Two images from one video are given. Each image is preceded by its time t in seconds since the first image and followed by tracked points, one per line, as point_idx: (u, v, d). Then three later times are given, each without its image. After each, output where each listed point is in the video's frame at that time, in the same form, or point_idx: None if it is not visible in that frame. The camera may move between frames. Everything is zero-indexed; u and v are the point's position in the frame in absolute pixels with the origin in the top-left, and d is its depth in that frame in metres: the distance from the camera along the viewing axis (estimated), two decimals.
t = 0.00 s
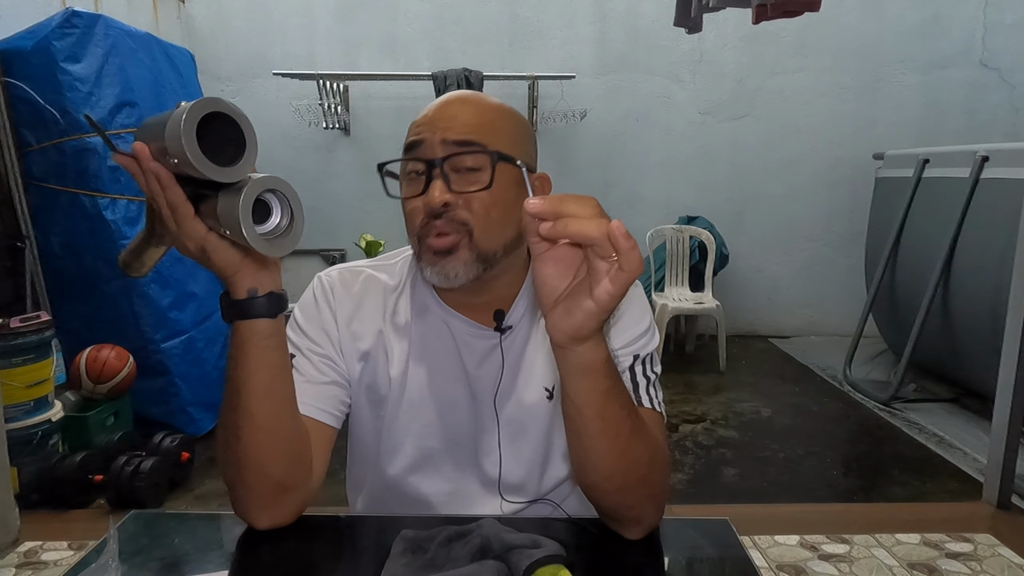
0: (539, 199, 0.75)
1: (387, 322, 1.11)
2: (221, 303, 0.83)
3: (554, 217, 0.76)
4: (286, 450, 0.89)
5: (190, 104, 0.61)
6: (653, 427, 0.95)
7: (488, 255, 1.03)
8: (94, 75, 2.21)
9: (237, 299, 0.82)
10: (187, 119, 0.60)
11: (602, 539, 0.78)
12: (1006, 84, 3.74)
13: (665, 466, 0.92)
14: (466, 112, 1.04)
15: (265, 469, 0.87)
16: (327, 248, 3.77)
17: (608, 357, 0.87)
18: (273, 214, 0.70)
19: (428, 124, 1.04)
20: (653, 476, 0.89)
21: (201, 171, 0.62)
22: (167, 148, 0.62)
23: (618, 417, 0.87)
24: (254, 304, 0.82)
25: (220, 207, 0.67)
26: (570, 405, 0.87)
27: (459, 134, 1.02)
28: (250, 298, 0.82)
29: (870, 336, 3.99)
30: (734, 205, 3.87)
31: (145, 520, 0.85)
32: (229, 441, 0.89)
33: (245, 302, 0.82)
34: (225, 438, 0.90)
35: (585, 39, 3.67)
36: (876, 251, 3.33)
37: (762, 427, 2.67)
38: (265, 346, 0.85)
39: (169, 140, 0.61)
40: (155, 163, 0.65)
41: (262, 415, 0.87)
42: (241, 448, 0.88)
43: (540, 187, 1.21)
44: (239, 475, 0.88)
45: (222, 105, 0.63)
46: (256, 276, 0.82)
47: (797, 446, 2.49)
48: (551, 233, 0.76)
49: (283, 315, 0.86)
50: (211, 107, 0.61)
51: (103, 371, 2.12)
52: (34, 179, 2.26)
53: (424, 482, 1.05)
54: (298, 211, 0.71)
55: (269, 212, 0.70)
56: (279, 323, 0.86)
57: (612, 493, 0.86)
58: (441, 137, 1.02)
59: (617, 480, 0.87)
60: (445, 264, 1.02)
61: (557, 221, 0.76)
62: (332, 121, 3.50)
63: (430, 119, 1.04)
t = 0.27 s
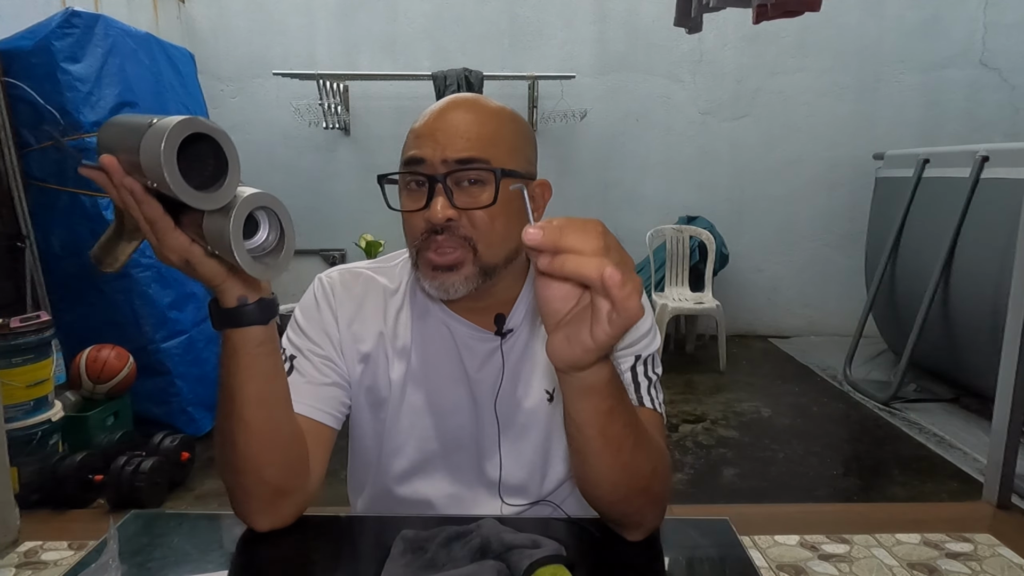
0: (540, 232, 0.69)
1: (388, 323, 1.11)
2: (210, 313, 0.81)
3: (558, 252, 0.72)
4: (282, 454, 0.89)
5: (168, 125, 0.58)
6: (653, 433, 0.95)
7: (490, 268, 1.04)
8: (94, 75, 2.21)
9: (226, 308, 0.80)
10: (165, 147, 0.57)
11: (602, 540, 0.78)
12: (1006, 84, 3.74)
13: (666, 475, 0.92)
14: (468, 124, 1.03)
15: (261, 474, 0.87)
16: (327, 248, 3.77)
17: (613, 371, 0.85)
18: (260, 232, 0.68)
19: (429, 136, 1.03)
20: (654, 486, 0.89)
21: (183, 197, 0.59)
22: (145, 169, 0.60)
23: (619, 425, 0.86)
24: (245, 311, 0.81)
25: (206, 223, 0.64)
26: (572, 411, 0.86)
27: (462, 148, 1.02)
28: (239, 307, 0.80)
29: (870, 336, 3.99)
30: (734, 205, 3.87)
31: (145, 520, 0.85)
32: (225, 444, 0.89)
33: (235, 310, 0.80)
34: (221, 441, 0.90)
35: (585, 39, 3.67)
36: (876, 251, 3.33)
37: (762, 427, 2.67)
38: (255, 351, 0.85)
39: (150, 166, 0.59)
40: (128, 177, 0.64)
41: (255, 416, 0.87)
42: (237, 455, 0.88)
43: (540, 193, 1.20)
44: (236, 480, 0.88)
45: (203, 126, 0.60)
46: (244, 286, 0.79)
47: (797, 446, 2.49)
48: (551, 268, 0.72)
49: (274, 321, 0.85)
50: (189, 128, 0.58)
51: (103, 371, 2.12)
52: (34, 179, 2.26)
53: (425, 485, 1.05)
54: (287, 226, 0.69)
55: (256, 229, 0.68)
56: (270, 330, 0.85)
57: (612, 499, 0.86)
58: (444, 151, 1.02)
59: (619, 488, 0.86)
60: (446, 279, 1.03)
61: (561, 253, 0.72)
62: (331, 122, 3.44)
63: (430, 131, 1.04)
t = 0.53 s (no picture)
0: (533, 232, 0.69)
1: (387, 324, 1.11)
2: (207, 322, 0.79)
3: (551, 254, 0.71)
4: (281, 460, 0.89)
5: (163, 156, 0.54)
6: (655, 435, 0.94)
7: (499, 268, 1.05)
8: (94, 75, 2.21)
9: (222, 318, 0.78)
10: (160, 185, 0.53)
11: (602, 539, 0.78)
12: (1006, 84, 3.74)
13: (667, 476, 0.91)
14: (480, 122, 1.04)
15: (258, 479, 0.87)
16: (327, 248, 3.77)
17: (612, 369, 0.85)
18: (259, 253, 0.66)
19: (441, 134, 1.03)
20: (656, 489, 0.88)
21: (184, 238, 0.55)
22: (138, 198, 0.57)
23: (620, 425, 0.86)
24: (239, 322, 0.79)
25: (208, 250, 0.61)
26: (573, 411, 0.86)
27: (475, 147, 1.02)
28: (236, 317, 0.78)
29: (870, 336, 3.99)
30: (734, 205, 3.87)
31: (144, 520, 0.85)
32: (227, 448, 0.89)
33: (230, 320, 0.79)
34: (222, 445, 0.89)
35: (585, 39, 3.67)
36: (876, 251, 3.33)
37: (762, 427, 2.67)
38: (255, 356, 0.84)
39: (147, 202, 0.55)
40: (112, 195, 0.63)
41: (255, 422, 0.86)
42: (236, 460, 0.87)
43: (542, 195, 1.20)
44: (234, 485, 0.87)
45: (200, 156, 0.55)
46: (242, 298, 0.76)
47: (797, 446, 2.49)
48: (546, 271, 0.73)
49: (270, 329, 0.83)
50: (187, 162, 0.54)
51: (103, 371, 2.12)
52: (34, 179, 2.26)
53: (424, 485, 1.05)
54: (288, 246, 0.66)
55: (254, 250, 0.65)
56: (269, 339, 0.84)
57: (613, 501, 0.86)
58: (457, 149, 1.02)
59: (619, 489, 0.86)
60: (457, 277, 1.03)
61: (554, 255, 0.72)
62: (332, 121, 3.49)
63: (442, 128, 1.03)
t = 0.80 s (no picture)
0: (504, 248, 0.69)
1: (388, 323, 1.11)
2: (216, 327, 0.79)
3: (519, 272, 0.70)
4: (285, 463, 0.88)
5: (185, 176, 0.54)
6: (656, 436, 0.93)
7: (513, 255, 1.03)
8: (94, 75, 2.21)
9: (232, 324, 0.78)
10: (185, 207, 0.53)
11: (602, 539, 0.78)
12: (1006, 84, 3.74)
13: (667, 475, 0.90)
14: (497, 112, 1.05)
15: (262, 482, 0.86)
16: (327, 248, 3.77)
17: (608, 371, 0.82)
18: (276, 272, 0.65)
19: (456, 122, 1.04)
20: (656, 491, 0.86)
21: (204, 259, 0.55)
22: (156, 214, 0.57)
23: (618, 425, 0.85)
24: (247, 329, 0.79)
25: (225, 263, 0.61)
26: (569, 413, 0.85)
27: (491, 135, 1.03)
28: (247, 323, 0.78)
29: (870, 336, 3.99)
30: (734, 205, 3.87)
31: (145, 519, 0.85)
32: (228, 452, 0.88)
33: (240, 326, 0.78)
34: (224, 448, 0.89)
35: (585, 39, 3.67)
36: (876, 251, 3.33)
37: (762, 427, 2.67)
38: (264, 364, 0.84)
39: (169, 221, 0.55)
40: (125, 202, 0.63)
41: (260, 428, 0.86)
42: (239, 464, 0.87)
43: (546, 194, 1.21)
44: (237, 488, 0.86)
45: (224, 176, 0.56)
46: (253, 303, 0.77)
47: (797, 446, 2.49)
48: (514, 291, 0.71)
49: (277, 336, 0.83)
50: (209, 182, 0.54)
51: (103, 370, 2.12)
52: (34, 179, 2.27)
53: (424, 485, 1.05)
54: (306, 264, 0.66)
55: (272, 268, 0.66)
56: (277, 345, 0.85)
57: (612, 501, 0.85)
58: (476, 137, 1.03)
59: (617, 489, 0.85)
60: (472, 261, 1.01)
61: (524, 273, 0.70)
62: (332, 121, 3.50)
63: (458, 115, 1.04)
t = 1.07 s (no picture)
0: (498, 244, 0.68)
1: (390, 323, 1.11)
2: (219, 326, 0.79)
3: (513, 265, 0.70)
4: (286, 464, 0.88)
5: (189, 180, 0.54)
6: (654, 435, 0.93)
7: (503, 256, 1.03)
8: (94, 75, 2.21)
9: (237, 323, 0.77)
10: (186, 211, 0.53)
11: (603, 540, 0.78)
12: (1006, 84, 3.74)
13: (665, 473, 0.90)
14: (498, 113, 1.04)
15: (263, 484, 0.86)
16: (327, 248, 3.76)
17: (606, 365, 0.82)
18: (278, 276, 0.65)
19: (454, 122, 1.04)
20: (654, 491, 0.86)
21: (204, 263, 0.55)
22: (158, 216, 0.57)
23: (616, 424, 0.84)
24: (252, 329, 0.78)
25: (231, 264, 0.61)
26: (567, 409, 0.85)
27: (487, 136, 1.03)
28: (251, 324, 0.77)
29: (870, 336, 3.99)
30: (734, 205, 3.87)
31: (145, 519, 0.85)
32: (230, 452, 0.88)
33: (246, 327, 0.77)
34: (225, 449, 0.89)
35: (585, 39, 3.67)
36: (876, 251, 3.33)
37: (762, 427, 2.67)
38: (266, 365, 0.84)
39: (171, 224, 0.55)
40: (130, 203, 0.64)
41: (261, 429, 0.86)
42: (241, 465, 0.87)
43: (547, 198, 1.20)
44: (238, 490, 0.86)
45: (227, 181, 0.55)
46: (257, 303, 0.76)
47: (797, 446, 2.49)
48: (506, 286, 0.71)
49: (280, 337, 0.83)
50: (212, 188, 0.54)
51: (103, 371, 2.12)
52: (34, 179, 2.27)
53: (425, 485, 1.05)
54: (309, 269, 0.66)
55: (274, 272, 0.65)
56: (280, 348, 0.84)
57: (609, 499, 0.85)
58: (472, 137, 1.03)
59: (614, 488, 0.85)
60: (460, 260, 1.00)
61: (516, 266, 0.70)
62: (332, 121, 3.50)
63: (456, 115, 1.04)
